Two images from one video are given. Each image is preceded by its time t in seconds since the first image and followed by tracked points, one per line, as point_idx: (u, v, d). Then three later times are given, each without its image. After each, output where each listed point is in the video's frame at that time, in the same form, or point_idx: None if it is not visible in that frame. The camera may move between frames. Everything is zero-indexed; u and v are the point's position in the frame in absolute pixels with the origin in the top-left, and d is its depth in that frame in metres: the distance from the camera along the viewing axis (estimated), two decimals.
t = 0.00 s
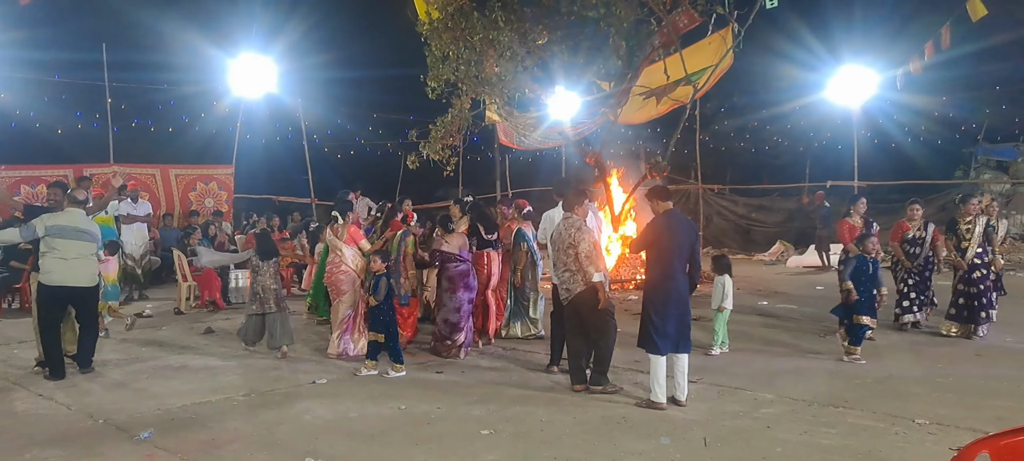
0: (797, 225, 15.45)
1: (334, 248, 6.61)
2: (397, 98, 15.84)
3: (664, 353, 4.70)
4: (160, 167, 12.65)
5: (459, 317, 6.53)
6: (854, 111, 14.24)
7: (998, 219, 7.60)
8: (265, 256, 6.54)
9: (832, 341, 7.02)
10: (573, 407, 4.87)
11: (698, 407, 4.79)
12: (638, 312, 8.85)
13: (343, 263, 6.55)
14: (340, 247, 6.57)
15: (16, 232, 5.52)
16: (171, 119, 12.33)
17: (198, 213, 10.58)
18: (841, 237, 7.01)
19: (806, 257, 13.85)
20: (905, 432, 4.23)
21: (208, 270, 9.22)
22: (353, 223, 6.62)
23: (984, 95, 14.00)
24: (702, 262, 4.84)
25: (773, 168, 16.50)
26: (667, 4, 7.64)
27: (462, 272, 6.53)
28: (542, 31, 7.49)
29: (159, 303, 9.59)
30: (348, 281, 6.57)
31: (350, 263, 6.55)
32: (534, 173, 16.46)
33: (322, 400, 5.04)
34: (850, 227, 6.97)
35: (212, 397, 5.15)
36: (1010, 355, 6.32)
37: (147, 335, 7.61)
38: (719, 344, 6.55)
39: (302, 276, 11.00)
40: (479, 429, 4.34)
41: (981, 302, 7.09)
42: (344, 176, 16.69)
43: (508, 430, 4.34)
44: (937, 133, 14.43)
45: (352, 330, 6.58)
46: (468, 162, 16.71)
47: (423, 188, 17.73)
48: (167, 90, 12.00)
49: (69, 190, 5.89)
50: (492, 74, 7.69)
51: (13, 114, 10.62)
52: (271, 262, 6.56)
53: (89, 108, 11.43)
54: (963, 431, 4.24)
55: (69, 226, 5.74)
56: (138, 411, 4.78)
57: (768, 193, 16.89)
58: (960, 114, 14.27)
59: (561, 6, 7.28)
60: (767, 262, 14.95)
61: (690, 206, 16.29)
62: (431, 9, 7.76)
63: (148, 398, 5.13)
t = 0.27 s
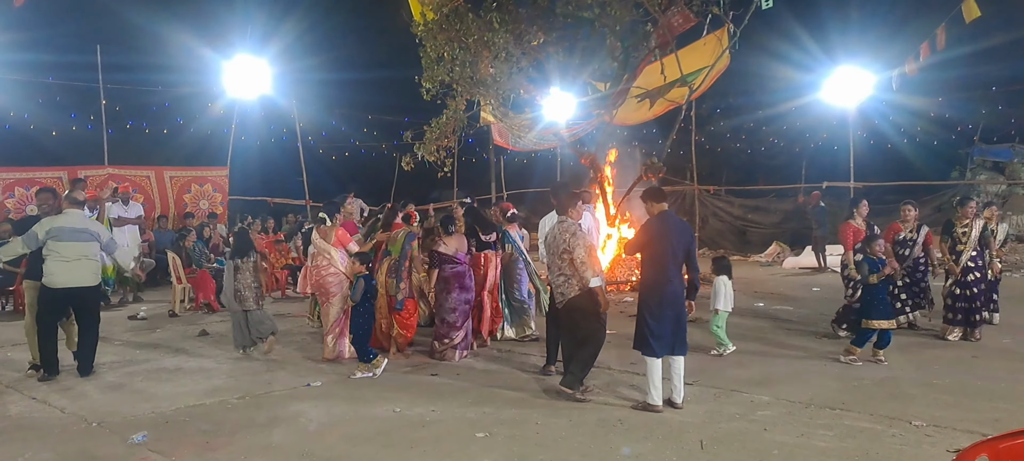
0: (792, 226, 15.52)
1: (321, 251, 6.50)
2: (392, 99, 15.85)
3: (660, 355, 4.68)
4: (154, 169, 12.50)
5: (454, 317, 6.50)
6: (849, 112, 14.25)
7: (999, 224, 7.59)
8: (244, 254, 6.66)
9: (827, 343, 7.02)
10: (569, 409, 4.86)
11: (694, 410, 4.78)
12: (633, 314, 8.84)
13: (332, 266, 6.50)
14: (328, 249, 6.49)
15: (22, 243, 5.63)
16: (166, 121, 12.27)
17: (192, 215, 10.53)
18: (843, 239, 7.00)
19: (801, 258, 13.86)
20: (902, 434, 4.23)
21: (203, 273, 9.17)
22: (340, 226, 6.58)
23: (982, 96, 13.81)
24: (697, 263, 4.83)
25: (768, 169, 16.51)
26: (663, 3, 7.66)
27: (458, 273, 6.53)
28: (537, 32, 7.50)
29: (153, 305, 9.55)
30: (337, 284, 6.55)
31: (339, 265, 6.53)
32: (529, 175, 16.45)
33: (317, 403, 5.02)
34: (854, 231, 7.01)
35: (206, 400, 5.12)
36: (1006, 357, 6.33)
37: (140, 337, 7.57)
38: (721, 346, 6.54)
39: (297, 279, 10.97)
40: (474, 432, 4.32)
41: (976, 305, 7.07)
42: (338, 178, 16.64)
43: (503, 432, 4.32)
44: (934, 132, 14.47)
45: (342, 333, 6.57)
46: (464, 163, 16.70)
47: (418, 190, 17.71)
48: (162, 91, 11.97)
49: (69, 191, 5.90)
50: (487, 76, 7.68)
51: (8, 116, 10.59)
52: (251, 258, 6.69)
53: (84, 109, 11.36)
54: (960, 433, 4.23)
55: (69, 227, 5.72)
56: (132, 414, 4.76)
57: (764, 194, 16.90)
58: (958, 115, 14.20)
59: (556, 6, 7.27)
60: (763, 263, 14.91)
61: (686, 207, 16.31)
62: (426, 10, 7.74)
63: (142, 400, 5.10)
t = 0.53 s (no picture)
0: (792, 229, 15.52)
1: (320, 256, 6.63)
2: (391, 103, 15.89)
3: (660, 359, 4.68)
4: (154, 172, 12.49)
5: (453, 319, 6.57)
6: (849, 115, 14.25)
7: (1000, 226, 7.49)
8: (230, 267, 6.98)
9: (827, 346, 7.01)
10: (569, 413, 4.85)
11: (694, 413, 4.77)
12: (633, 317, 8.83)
13: (330, 270, 6.60)
14: (322, 249, 6.62)
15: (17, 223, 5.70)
16: (165, 124, 12.26)
17: (192, 218, 10.51)
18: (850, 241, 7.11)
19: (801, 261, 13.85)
20: (902, 437, 4.22)
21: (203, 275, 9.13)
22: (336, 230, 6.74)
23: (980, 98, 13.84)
24: (696, 266, 4.82)
25: (768, 172, 16.51)
26: (665, 6, 7.65)
27: (457, 277, 6.59)
28: (537, 35, 7.49)
29: (153, 309, 9.55)
30: (332, 284, 6.62)
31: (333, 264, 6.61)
32: (529, 178, 16.45)
33: (316, 406, 5.01)
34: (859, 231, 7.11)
35: (204, 404, 5.11)
36: (1006, 359, 6.32)
37: (140, 341, 7.57)
38: (725, 350, 6.53)
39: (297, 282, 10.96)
40: (473, 436, 4.31)
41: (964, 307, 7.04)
42: (337, 180, 16.63)
43: (502, 436, 4.31)
44: (936, 135, 14.35)
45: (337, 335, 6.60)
46: (463, 166, 16.71)
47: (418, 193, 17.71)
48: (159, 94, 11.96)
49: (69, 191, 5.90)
50: (486, 78, 7.70)
51: (6, 119, 10.52)
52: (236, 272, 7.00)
53: (84, 112, 11.23)
54: (960, 435, 4.23)
55: (69, 227, 5.70)
56: (131, 418, 4.75)
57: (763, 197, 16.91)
58: (958, 117, 14.15)
59: (555, 9, 7.27)
60: (763, 266, 14.88)
61: (686, 210, 16.31)
62: (426, 13, 7.79)
63: (140, 404, 5.09)
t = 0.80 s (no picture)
0: (792, 231, 15.51)
1: (318, 257, 6.75)
2: (392, 105, 15.93)
3: (659, 360, 4.68)
4: (154, 174, 12.50)
5: (450, 317, 6.75)
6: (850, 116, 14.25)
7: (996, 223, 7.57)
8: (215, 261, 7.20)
9: (827, 348, 7.01)
10: (568, 415, 4.85)
11: (695, 415, 4.77)
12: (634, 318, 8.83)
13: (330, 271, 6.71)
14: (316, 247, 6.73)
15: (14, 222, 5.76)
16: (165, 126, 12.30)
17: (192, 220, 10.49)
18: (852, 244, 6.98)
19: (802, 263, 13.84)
20: (902, 438, 4.21)
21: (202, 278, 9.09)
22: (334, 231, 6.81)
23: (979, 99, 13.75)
24: (696, 268, 4.81)
25: (769, 174, 16.50)
26: (665, 7, 7.63)
27: (453, 277, 6.79)
28: (537, 37, 7.50)
29: (153, 310, 9.57)
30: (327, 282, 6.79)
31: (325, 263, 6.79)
32: (529, 180, 16.45)
33: (316, 408, 5.01)
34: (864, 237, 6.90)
35: (204, 405, 5.11)
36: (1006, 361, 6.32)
37: (141, 343, 7.58)
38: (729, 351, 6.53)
39: (297, 284, 10.96)
40: (473, 438, 4.31)
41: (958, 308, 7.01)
42: (337, 182, 16.63)
43: (502, 438, 4.31)
44: (937, 137, 14.29)
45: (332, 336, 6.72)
46: (464, 168, 16.73)
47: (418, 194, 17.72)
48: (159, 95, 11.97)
49: (65, 196, 5.92)
50: (487, 80, 7.70)
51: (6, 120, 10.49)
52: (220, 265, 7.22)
53: (83, 114, 11.25)
54: (960, 437, 4.22)
55: (62, 230, 5.74)
56: (130, 420, 4.75)
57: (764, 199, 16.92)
58: (958, 118, 14.10)
59: (556, 11, 7.28)
60: (763, 267, 14.88)
61: (687, 212, 16.31)
62: (426, 15, 7.78)
63: (140, 406, 5.09)
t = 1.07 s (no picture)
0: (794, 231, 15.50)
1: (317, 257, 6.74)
2: (394, 106, 15.95)
3: (660, 361, 4.68)
4: (155, 174, 12.51)
5: (449, 318, 6.69)
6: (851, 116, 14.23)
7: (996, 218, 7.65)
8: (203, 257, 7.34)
9: (829, 348, 7.00)
10: (569, 415, 4.85)
11: (696, 415, 4.77)
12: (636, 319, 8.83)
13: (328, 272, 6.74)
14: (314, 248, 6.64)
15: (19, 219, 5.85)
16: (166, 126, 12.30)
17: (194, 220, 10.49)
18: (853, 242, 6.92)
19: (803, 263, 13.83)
20: (902, 439, 4.21)
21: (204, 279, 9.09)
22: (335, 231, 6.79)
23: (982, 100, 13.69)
24: (696, 268, 4.82)
25: (771, 174, 16.49)
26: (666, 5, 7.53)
27: (451, 277, 6.72)
28: (540, 37, 7.47)
29: (154, 311, 9.60)
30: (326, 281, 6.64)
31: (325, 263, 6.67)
32: (531, 180, 16.46)
33: (317, 409, 5.02)
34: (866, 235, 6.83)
35: (204, 407, 5.12)
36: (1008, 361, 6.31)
37: (143, 343, 7.60)
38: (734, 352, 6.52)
39: (299, 284, 10.97)
40: (474, 438, 4.32)
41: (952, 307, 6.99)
42: (340, 183, 16.64)
43: (502, 439, 4.31)
44: (936, 138, 14.33)
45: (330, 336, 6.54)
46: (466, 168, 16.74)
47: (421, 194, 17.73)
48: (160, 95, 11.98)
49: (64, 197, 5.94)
50: (490, 80, 7.74)
51: (7, 121, 10.49)
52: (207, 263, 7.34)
53: (84, 114, 11.28)
54: (960, 437, 4.22)
55: (56, 232, 5.74)
56: (130, 421, 4.76)
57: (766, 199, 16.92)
58: (958, 119, 14.08)
59: (559, 10, 7.26)
60: (765, 268, 14.88)
61: (689, 212, 16.32)
62: (429, 14, 7.83)
63: (141, 407, 5.11)
